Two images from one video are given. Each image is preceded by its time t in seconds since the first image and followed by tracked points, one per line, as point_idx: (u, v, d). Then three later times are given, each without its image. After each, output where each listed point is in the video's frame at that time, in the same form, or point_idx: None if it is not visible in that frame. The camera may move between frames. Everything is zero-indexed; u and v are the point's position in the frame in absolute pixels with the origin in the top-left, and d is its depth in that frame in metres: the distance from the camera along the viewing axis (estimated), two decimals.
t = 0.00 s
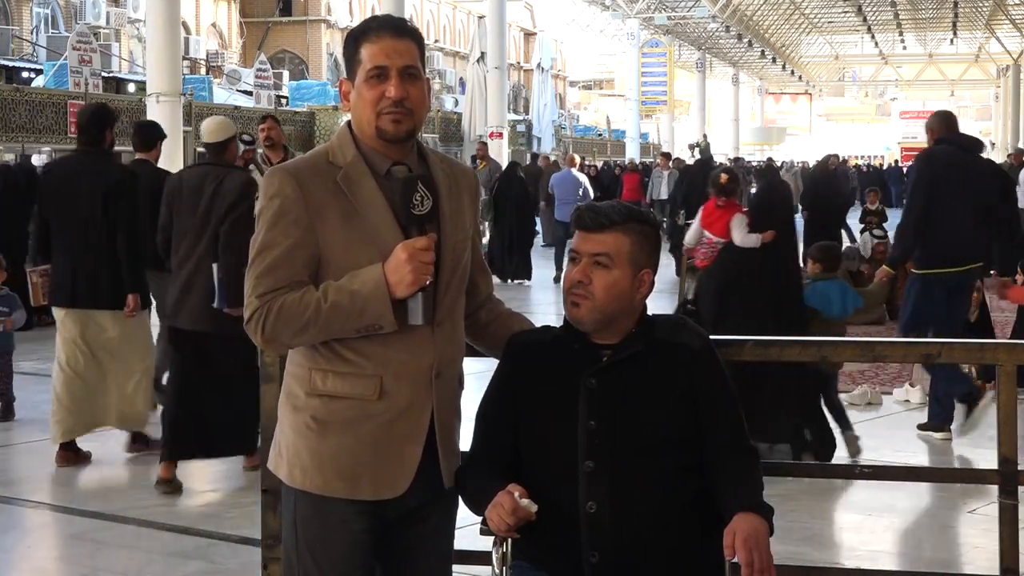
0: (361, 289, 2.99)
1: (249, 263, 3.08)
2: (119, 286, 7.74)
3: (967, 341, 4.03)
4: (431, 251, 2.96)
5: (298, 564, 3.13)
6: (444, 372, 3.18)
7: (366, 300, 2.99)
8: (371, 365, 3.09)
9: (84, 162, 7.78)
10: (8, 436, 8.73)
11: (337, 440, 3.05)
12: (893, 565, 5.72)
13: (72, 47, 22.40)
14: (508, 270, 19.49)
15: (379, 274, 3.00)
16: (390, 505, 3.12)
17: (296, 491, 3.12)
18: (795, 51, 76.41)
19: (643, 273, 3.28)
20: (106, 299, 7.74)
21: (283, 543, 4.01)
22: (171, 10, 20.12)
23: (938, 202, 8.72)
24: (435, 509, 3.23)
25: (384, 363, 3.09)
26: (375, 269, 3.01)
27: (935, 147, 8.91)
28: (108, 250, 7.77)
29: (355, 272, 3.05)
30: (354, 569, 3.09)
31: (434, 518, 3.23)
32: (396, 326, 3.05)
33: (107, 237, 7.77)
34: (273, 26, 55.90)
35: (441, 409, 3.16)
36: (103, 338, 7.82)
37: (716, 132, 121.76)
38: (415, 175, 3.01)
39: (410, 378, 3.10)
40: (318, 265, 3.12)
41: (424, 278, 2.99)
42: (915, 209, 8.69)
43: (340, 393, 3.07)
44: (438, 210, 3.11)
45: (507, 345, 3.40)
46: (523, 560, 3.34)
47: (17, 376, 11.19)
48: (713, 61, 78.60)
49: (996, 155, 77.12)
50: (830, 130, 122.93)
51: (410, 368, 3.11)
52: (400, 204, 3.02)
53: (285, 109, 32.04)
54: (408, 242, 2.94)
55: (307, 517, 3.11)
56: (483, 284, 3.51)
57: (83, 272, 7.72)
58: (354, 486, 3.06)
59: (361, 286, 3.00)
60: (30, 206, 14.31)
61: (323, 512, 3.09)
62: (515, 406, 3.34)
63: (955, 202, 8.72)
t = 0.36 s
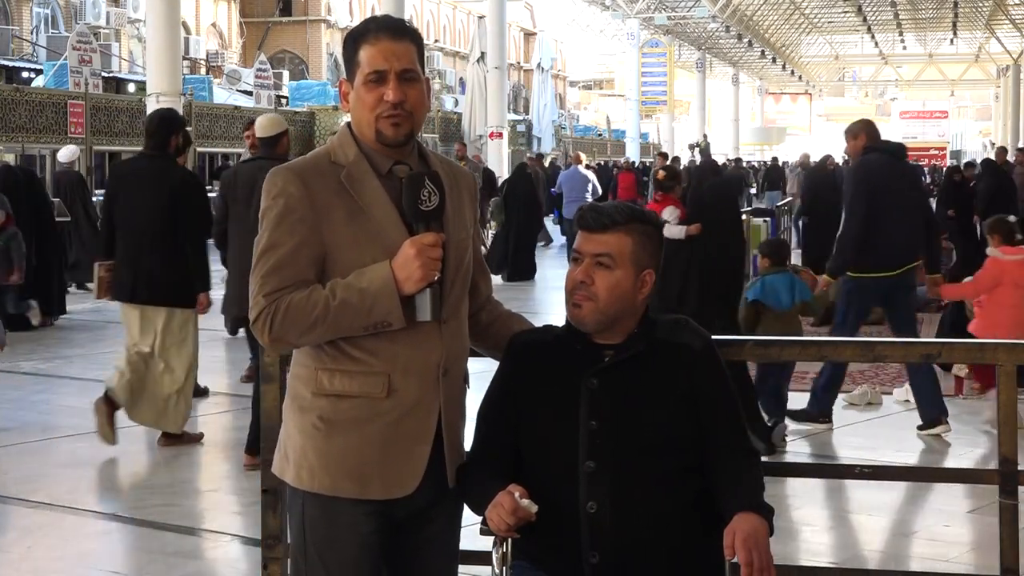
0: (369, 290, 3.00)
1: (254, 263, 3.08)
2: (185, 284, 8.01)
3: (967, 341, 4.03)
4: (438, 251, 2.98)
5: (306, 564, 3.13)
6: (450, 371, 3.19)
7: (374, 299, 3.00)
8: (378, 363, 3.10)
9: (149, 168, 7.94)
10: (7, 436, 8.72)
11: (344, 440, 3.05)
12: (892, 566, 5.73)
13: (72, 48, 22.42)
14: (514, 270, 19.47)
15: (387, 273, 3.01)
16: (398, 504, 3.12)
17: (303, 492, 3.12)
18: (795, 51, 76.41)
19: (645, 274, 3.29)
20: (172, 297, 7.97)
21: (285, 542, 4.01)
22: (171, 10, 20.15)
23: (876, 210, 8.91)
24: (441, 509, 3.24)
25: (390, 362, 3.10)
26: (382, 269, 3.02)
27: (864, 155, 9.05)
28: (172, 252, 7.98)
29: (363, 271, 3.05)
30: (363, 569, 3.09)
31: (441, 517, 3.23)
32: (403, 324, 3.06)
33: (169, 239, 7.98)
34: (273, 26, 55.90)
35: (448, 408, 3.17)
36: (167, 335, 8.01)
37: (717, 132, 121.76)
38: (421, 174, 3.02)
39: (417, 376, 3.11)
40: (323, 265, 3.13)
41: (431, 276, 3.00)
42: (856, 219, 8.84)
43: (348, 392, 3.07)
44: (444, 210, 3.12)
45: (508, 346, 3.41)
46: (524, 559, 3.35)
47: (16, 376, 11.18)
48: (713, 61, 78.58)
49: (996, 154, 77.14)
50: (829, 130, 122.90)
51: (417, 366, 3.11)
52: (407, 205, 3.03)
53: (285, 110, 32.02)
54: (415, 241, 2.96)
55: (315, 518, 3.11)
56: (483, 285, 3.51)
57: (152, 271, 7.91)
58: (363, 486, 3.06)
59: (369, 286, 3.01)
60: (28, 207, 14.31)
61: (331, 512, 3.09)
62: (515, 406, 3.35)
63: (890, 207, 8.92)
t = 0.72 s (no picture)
0: (369, 291, 3.01)
1: (255, 261, 3.09)
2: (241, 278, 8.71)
3: (968, 342, 4.03)
4: (439, 253, 2.99)
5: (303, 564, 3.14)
6: (449, 372, 3.19)
7: (373, 300, 3.01)
8: (378, 364, 3.10)
9: (198, 176, 8.76)
10: (7, 436, 8.74)
11: (342, 440, 3.06)
12: (895, 566, 5.74)
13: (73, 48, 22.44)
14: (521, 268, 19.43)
15: (386, 274, 3.02)
16: (395, 505, 3.13)
17: (300, 492, 3.12)
18: (795, 51, 76.39)
19: (649, 274, 3.30)
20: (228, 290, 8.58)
21: (284, 543, 4.01)
22: (171, 10, 20.17)
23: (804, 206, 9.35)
24: (439, 510, 3.24)
25: (390, 362, 3.10)
26: (383, 270, 3.03)
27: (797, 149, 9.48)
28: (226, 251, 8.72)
29: (364, 272, 3.06)
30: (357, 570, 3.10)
31: (439, 519, 3.24)
32: (402, 325, 3.07)
33: (221, 239, 8.73)
34: (273, 26, 55.91)
35: (447, 410, 3.17)
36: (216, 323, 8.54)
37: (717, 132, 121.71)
38: (424, 175, 3.03)
39: (417, 377, 3.12)
40: (324, 265, 3.14)
41: (432, 277, 3.02)
42: (789, 213, 9.29)
43: (347, 392, 3.08)
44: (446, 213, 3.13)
45: (511, 346, 3.41)
46: (523, 559, 3.36)
47: (16, 376, 11.19)
48: (713, 61, 78.58)
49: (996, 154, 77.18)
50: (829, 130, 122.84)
51: (416, 367, 3.12)
52: (408, 206, 3.04)
53: (285, 110, 32.03)
54: (416, 243, 2.97)
55: (310, 518, 3.11)
56: (485, 286, 3.52)
57: (207, 267, 8.64)
58: (361, 486, 3.06)
59: (369, 287, 3.02)
60: (29, 209, 14.36)
61: (328, 512, 3.09)
62: (517, 405, 3.36)
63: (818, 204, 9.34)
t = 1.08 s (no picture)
0: (368, 293, 3.01)
1: (255, 262, 3.10)
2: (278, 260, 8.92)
3: (968, 342, 4.02)
4: (439, 253, 2.99)
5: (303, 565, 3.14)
6: (449, 372, 3.19)
7: (371, 301, 3.01)
8: (378, 365, 3.11)
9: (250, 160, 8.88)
10: (8, 435, 8.75)
11: (342, 440, 3.07)
12: (895, 566, 5.75)
13: (73, 48, 22.45)
14: (525, 267, 19.43)
15: (385, 275, 3.02)
16: (396, 506, 3.13)
17: (300, 494, 3.13)
18: (795, 51, 76.40)
19: (651, 275, 3.30)
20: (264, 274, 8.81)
21: (284, 543, 4.01)
22: (170, 11, 20.21)
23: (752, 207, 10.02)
24: (439, 510, 3.24)
25: (389, 363, 3.11)
26: (382, 271, 3.03)
27: (748, 153, 10.20)
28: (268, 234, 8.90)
29: (363, 273, 3.06)
30: (358, 570, 3.11)
31: (439, 520, 3.24)
32: (401, 326, 3.07)
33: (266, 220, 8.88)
34: (273, 26, 55.92)
35: (447, 411, 3.18)
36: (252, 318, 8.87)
37: (717, 133, 121.71)
38: (423, 176, 3.03)
39: (416, 376, 3.12)
40: (323, 266, 3.14)
41: (430, 278, 3.01)
42: (738, 213, 9.95)
43: (346, 393, 3.08)
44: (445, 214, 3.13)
45: (512, 346, 3.42)
46: (524, 559, 3.37)
47: (16, 376, 11.19)
48: (713, 61, 78.58)
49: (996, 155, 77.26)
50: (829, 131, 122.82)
51: (416, 367, 3.12)
52: (408, 206, 3.04)
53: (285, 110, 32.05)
54: (415, 244, 2.97)
55: (311, 520, 3.12)
56: (487, 286, 3.52)
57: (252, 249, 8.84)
58: (361, 487, 3.07)
59: (368, 288, 3.02)
60: (28, 210, 14.39)
61: (328, 513, 3.10)
62: (518, 405, 3.37)
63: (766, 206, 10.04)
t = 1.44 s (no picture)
0: (367, 294, 3.01)
1: (255, 262, 3.09)
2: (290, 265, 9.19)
3: (968, 342, 4.02)
4: (438, 254, 2.98)
5: (301, 564, 3.14)
6: (449, 373, 3.19)
7: (371, 301, 3.01)
8: (377, 364, 3.10)
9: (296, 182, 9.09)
10: (8, 435, 8.75)
11: (341, 439, 3.07)
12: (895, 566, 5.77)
13: (73, 48, 22.45)
14: (527, 267, 19.41)
15: (384, 275, 3.02)
16: (396, 505, 3.13)
17: (301, 493, 3.13)
18: (795, 51, 76.39)
19: (651, 275, 3.30)
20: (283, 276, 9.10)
21: (285, 542, 4.00)
22: (171, 11, 20.23)
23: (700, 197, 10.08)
24: (439, 509, 3.23)
25: (389, 364, 3.10)
26: (381, 272, 3.03)
27: (700, 151, 10.33)
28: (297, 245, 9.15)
29: (363, 273, 3.06)
30: (357, 570, 3.11)
31: (438, 519, 3.23)
32: (401, 326, 3.06)
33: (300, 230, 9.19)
34: (273, 26, 55.91)
35: (446, 411, 3.17)
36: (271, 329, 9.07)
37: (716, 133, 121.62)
38: (422, 176, 3.03)
39: (416, 377, 3.11)
40: (323, 267, 3.14)
41: (430, 278, 3.00)
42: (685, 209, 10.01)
43: (345, 392, 3.08)
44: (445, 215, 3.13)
45: (513, 346, 3.42)
46: (523, 559, 3.37)
47: (16, 376, 11.19)
48: (713, 61, 78.58)
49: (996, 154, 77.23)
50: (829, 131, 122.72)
51: (416, 368, 3.12)
52: (407, 206, 3.04)
53: (285, 110, 32.05)
54: (414, 244, 2.96)
55: (310, 519, 3.12)
56: (487, 286, 3.51)
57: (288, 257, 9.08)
58: (360, 487, 3.07)
59: (367, 289, 3.02)
60: (29, 211, 14.39)
61: (327, 513, 3.10)
62: (517, 405, 3.37)
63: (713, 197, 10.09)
